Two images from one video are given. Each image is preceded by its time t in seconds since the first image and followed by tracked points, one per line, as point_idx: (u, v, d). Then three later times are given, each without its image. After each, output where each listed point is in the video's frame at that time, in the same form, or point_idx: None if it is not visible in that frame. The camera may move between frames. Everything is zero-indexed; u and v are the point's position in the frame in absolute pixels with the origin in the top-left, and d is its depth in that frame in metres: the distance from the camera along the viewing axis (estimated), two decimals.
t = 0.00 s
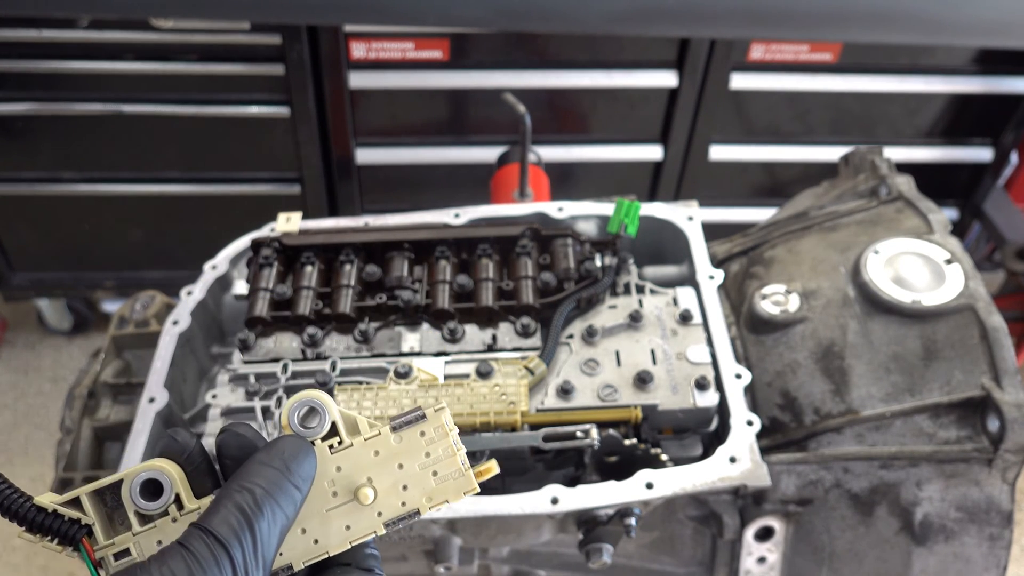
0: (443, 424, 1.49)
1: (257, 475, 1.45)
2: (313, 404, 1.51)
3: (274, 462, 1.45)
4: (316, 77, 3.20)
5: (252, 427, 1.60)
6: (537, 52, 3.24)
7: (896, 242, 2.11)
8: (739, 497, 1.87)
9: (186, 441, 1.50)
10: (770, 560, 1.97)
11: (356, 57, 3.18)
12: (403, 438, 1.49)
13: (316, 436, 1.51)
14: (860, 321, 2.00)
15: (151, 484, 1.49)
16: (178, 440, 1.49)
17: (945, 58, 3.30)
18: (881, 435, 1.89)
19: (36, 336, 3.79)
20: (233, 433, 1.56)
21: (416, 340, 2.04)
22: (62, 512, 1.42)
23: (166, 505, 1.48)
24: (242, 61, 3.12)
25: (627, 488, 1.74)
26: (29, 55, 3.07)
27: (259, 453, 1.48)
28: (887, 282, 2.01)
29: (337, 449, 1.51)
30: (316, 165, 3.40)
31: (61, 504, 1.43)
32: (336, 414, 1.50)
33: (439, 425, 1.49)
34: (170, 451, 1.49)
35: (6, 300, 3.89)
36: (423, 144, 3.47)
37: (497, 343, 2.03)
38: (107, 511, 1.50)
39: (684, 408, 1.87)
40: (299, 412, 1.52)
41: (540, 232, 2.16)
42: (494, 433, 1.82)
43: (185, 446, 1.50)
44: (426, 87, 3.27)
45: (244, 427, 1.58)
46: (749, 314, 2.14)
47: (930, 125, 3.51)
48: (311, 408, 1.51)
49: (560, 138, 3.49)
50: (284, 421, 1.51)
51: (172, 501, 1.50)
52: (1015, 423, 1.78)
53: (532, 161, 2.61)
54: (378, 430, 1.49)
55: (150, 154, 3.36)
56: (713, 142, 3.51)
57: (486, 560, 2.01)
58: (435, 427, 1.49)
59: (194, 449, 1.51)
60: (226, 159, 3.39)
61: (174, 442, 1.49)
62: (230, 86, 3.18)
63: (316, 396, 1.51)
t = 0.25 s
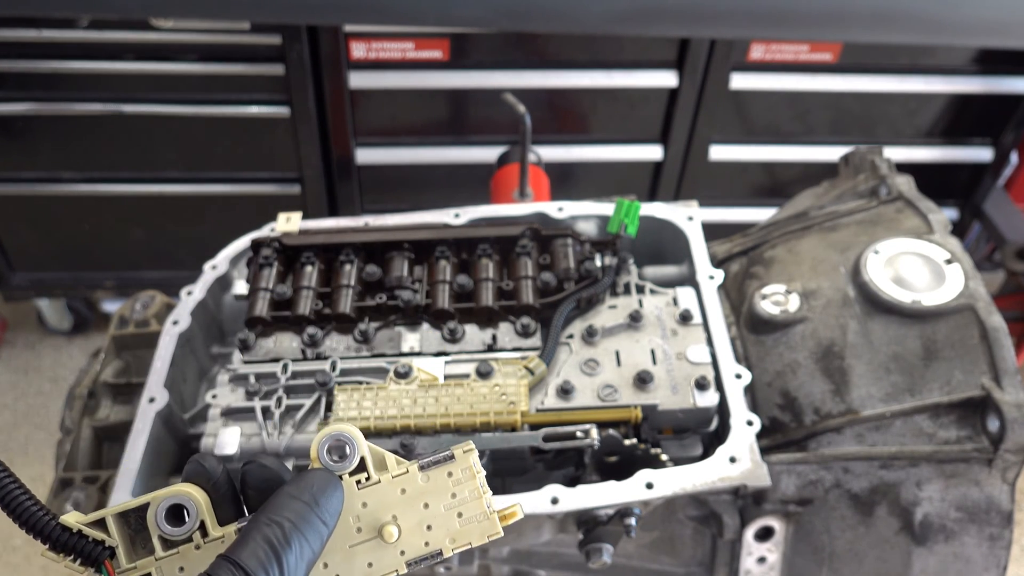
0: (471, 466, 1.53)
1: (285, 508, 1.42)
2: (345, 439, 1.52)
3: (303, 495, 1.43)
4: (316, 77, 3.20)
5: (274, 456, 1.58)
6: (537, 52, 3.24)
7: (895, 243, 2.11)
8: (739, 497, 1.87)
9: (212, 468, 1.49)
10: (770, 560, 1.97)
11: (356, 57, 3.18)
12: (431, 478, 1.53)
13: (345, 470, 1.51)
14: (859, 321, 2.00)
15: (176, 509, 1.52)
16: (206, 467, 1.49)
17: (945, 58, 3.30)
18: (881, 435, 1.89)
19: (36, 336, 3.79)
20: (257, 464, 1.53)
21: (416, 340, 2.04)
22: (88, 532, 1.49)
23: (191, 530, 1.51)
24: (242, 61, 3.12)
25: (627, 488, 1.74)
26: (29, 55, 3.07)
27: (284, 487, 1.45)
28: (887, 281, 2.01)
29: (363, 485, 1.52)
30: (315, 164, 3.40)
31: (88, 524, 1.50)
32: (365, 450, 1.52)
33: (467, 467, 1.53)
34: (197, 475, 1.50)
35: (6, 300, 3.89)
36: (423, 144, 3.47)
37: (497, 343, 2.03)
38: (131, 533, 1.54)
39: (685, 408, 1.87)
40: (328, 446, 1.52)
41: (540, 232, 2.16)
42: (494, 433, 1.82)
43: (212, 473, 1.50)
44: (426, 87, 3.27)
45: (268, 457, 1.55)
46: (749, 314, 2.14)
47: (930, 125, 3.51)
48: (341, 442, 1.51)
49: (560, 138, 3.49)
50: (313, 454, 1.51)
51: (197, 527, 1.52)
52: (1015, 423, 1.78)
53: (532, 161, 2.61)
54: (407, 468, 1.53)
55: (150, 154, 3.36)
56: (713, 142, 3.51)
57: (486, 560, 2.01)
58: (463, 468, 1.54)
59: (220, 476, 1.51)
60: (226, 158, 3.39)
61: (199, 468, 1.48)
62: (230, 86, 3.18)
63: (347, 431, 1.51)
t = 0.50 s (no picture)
0: (486, 505, 1.51)
1: (294, 551, 1.32)
2: (356, 478, 1.46)
3: (315, 536, 1.34)
4: (315, 77, 3.20)
5: (283, 494, 1.50)
6: (537, 52, 3.24)
7: (896, 243, 2.11)
8: (739, 498, 1.87)
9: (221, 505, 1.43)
10: (770, 559, 1.98)
11: (356, 57, 3.18)
12: (446, 517, 1.49)
13: (356, 508, 1.45)
14: (860, 322, 2.00)
15: (184, 549, 1.44)
16: (214, 503, 1.42)
17: (945, 58, 3.30)
18: (881, 435, 1.89)
19: (36, 336, 3.79)
20: (268, 502, 1.45)
21: (416, 340, 2.04)
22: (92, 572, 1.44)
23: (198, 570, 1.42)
24: (242, 61, 3.12)
25: (627, 488, 1.74)
26: (29, 55, 3.07)
27: (296, 528, 1.36)
28: (888, 282, 2.01)
29: (376, 524, 1.47)
30: (315, 164, 3.39)
31: (93, 564, 1.45)
32: (378, 489, 1.47)
33: (481, 506, 1.51)
34: (205, 512, 1.43)
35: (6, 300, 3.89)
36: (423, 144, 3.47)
37: (497, 343, 2.03)
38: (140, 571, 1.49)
39: (684, 408, 1.87)
40: (338, 485, 1.46)
41: (540, 232, 2.16)
42: (494, 433, 1.82)
43: (221, 510, 1.43)
44: (426, 87, 3.27)
45: (277, 495, 1.47)
46: (749, 314, 2.14)
47: (930, 125, 3.51)
48: (348, 480, 1.46)
49: (560, 138, 3.49)
50: (325, 492, 1.45)
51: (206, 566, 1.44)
52: (1015, 423, 1.78)
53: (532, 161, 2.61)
54: (421, 507, 1.49)
55: (150, 154, 3.36)
56: (713, 142, 3.51)
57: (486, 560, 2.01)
58: (478, 508, 1.51)
59: (229, 514, 1.44)
60: (226, 158, 3.39)
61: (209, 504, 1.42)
62: (230, 86, 3.18)
63: (359, 469, 1.46)
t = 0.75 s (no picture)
0: (533, 558, 1.38)
1: None
2: (397, 527, 1.39)
3: None
4: (316, 77, 3.20)
5: (328, 548, 1.39)
6: (537, 52, 3.24)
7: (896, 243, 2.11)
8: (739, 497, 1.87)
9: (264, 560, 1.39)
10: (770, 559, 1.98)
11: (356, 57, 3.18)
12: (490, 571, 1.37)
13: (398, 563, 1.36)
14: (860, 322, 2.00)
15: None
16: (257, 558, 1.38)
17: (945, 58, 3.30)
18: (881, 435, 1.89)
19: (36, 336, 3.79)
20: (311, 557, 1.35)
21: (416, 340, 2.04)
22: None
23: None
24: (242, 61, 3.13)
25: (627, 488, 1.74)
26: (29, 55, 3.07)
27: None
28: (888, 282, 2.01)
29: None
30: (315, 164, 3.40)
31: None
32: (420, 540, 1.38)
33: (530, 560, 1.38)
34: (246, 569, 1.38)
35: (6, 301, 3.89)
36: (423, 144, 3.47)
37: (497, 343, 2.03)
38: None
39: (684, 408, 1.87)
40: (380, 538, 1.39)
41: (540, 232, 2.16)
42: (494, 433, 1.82)
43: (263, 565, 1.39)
44: (426, 87, 3.27)
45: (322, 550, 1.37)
46: (749, 314, 2.14)
47: (930, 125, 3.51)
48: (392, 530, 1.39)
49: (561, 138, 3.49)
50: (366, 546, 1.38)
51: None
52: (1015, 423, 1.78)
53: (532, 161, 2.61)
54: (464, 561, 1.38)
55: (150, 154, 3.36)
56: (713, 142, 3.51)
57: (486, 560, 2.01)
58: (525, 561, 1.38)
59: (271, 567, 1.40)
60: (227, 158, 3.39)
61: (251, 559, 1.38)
62: (230, 86, 3.18)
63: (401, 520, 1.39)
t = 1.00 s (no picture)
0: None
1: None
2: (371, 559, 1.28)
3: None
4: (315, 77, 3.20)
5: None
6: (537, 52, 3.24)
7: (896, 242, 2.11)
8: (739, 498, 1.87)
9: None
10: (770, 559, 1.98)
11: (356, 57, 3.18)
12: None
13: None
14: (860, 322, 2.00)
15: None
16: None
17: (946, 58, 3.30)
18: (881, 435, 1.89)
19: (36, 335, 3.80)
20: None
21: (416, 340, 2.04)
22: None
23: None
24: (241, 61, 3.14)
25: (627, 488, 1.74)
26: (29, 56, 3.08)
27: None
28: (888, 282, 2.01)
29: None
30: (316, 164, 3.40)
31: None
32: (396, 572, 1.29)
33: None
34: None
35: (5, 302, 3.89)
36: (423, 144, 3.47)
37: (497, 343, 2.03)
38: None
39: (684, 407, 1.87)
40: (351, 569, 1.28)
41: (540, 232, 2.17)
42: (494, 433, 1.82)
43: None
44: (426, 87, 3.27)
45: None
46: (749, 314, 2.14)
47: (930, 125, 3.51)
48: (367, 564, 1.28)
49: (561, 138, 3.49)
50: None
51: None
52: (1015, 423, 1.78)
53: (532, 161, 2.61)
54: None
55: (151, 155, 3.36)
56: (713, 142, 3.52)
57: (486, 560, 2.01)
58: None
59: None
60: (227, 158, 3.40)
61: None
62: (230, 87, 3.18)
63: (374, 552, 1.28)
